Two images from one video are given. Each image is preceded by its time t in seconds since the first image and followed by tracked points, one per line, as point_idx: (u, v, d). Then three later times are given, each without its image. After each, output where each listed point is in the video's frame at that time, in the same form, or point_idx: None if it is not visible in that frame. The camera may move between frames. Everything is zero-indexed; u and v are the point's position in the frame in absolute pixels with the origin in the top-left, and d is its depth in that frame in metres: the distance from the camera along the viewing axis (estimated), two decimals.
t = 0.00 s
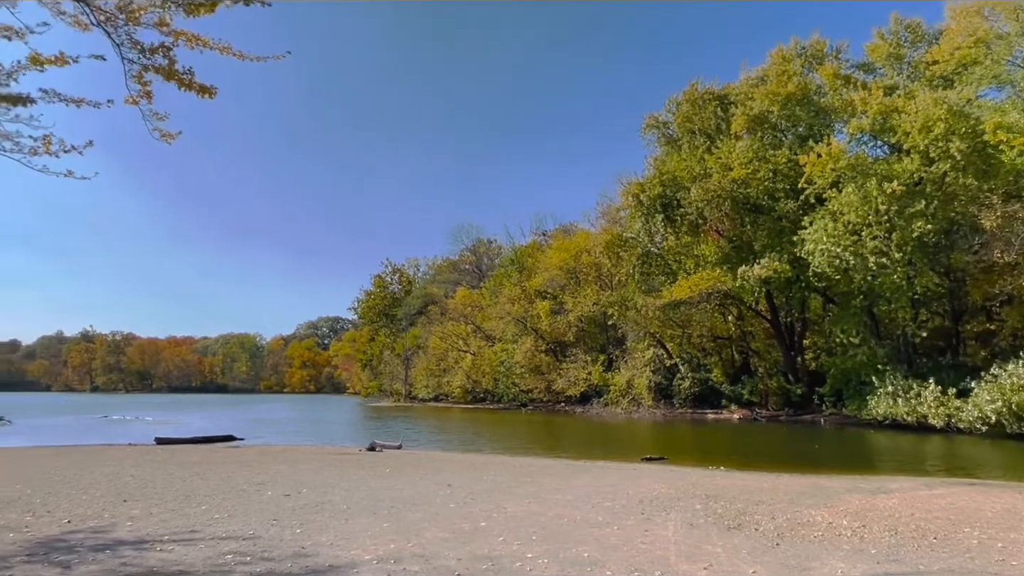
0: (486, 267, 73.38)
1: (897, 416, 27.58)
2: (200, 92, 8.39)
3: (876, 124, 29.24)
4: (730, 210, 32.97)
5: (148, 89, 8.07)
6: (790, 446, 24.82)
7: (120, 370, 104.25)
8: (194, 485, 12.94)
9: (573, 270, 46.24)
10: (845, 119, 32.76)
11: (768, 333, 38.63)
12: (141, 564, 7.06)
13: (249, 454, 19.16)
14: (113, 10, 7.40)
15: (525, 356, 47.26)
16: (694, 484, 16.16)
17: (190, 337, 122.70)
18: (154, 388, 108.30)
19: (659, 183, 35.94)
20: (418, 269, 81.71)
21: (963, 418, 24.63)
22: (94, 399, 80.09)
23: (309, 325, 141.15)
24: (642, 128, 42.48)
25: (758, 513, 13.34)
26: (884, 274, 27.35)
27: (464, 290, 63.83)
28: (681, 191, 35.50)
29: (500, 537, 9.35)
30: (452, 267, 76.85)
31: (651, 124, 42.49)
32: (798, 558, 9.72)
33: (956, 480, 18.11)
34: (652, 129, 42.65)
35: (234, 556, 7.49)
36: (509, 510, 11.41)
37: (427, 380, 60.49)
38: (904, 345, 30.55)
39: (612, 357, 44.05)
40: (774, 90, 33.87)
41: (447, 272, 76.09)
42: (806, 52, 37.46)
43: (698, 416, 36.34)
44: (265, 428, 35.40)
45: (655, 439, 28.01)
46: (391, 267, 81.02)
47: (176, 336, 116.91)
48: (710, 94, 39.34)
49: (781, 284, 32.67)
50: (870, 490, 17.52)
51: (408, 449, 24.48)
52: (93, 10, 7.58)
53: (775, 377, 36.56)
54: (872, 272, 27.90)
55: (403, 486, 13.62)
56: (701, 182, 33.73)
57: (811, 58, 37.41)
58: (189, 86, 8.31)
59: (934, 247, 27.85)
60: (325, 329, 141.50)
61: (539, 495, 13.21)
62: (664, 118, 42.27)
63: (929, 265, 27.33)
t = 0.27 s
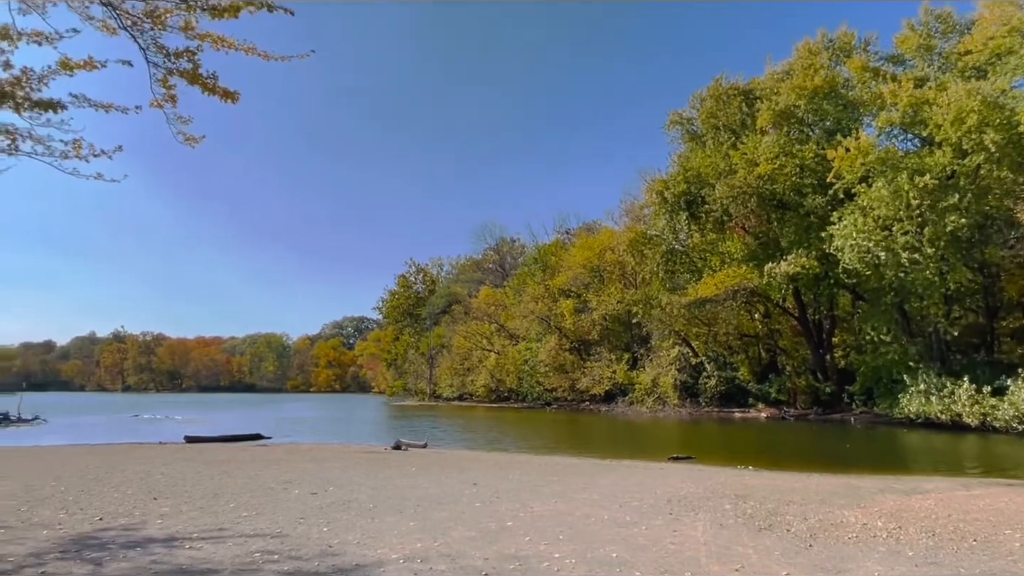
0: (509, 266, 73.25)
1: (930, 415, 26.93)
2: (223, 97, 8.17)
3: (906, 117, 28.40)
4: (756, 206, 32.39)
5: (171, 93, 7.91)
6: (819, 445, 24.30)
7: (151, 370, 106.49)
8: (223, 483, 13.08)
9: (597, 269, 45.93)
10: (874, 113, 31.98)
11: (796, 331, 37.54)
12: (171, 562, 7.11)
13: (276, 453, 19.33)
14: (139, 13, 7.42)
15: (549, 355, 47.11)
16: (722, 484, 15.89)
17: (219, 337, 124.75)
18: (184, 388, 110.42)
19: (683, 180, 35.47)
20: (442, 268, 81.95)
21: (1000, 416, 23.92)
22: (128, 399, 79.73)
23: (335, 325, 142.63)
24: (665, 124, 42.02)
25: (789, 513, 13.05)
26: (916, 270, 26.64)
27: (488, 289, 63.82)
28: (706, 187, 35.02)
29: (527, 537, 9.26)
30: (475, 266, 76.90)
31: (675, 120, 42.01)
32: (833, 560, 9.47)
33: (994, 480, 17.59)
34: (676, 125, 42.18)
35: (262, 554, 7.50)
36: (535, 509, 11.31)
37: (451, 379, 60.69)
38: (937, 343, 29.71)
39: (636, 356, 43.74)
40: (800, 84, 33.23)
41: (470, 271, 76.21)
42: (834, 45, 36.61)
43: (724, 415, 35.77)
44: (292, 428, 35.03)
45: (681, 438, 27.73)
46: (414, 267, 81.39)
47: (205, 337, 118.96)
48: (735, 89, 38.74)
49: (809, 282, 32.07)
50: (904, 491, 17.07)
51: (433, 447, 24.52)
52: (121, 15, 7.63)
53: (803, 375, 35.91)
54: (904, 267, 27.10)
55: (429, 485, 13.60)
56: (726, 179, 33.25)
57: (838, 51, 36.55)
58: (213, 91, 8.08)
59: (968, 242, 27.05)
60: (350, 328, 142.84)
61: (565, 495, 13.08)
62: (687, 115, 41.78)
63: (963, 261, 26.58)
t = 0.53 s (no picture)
0: (530, 266, 73.04)
1: (961, 414, 26.28)
2: (243, 98, 8.20)
3: (935, 110, 27.70)
4: (781, 202, 31.80)
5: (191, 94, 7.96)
6: (846, 444, 23.88)
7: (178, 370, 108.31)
8: (246, 482, 13.16)
9: (618, 267, 45.58)
10: (901, 106, 31.24)
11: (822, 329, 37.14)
12: (193, 561, 7.13)
13: (299, 452, 19.45)
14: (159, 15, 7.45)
15: (571, 354, 46.91)
16: (748, 485, 15.62)
17: (244, 337, 126.44)
18: (210, 387, 112.16)
19: (705, 177, 34.93)
20: (463, 268, 82.07)
21: None
22: (156, 399, 79.40)
23: (357, 325, 143.75)
24: (687, 121, 41.57)
25: (818, 514, 12.77)
26: (946, 266, 26.05)
27: (509, 288, 63.75)
28: (729, 184, 34.41)
29: (550, 537, 9.16)
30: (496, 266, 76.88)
31: (697, 117, 41.55)
32: (864, 564, 9.22)
33: None
34: (698, 122, 41.71)
35: (284, 554, 7.50)
36: (558, 510, 11.20)
37: (473, 378, 60.77)
38: (969, 341, 28.99)
39: (659, 355, 43.38)
40: (825, 78, 32.60)
41: (491, 271, 76.24)
42: (859, 38, 35.87)
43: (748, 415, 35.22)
44: (315, 428, 35.09)
45: (705, 438, 27.42)
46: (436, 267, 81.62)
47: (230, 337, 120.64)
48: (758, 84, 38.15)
49: (835, 279, 31.44)
50: (936, 492, 16.62)
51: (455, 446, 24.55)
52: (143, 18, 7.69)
53: (830, 374, 35.27)
54: (933, 263, 26.48)
55: (451, 485, 13.56)
56: (749, 175, 32.77)
57: (864, 44, 35.78)
58: (233, 92, 8.11)
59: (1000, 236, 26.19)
60: (372, 328, 143.87)
61: (587, 495, 12.94)
62: (710, 111, 41.30)
63: (995, 256, 25.80)
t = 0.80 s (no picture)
0: (549, 265, 72.71)
1: (991, 414, 25.55)
2: (258, 99, 8.22)
3: (961, 104, 26.94)
4: (803, 199, 31.16)
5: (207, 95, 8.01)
6: (872, 445, 23.41)
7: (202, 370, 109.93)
8: (266, 481, 13.24)
9: (638, 266, 45.22)
10: (927, 101, 30.51)
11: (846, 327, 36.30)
12: (210, 561, 7.15)
13: (319, 452, 19.55)
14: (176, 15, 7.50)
15: (591, 353, 46.68)
16: (773, 486, 15.34)
17: (266, 338, 127.90)
18: (233, 387, 113.66)
19: (726, 174, 34.44)
20: (482, 268, 82.12)
21: None
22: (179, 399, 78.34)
23: (378, 325, 144.63)
24: (707, 118, 41.14)
25: (844, 517, 12.48)
26: (974, 263, 25.41)
27: (528, 287, 63.58)
28: (750, 181, 33.94)
29: (568, 539, 9.06)
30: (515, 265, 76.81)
31: (717, 113, 41.11)
32: (893, 568, 8.97)
33: None
34: (718, 118, 41.27)
35: (301, 554, 7.49)
36: (577, 511, 11.08)
37: (493, 377, 60.81)
38: (998, 340, 28.27)
39: (680, 354, 43.02)
40: (848, 73, 32.01)
41: (511, 270, 76.19)
42: (883, 32, 35.17)
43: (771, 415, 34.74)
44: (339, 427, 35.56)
45: (727, 438, 27.11)
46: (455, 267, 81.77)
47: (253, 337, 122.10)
48: (779, 80, 37.59)
49: (859, 277, 30.83)
50: (967, 494, 16.18)
51: (474, 446, 24.52)
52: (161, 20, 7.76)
53: (854, 372, 34.62)
54: (961, 260, 26.01)
55: (469, 485, 13.50)
56: (770, 172, 32.31)
57: (888, 37, 35.02)
58: (249, 92, 8.14)
59: None
60: (393, 328, 144.66)
61: (607, 496, 12.80)
62: (730, 108, 40.84)
63: None
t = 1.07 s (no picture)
0: (567, 264, 72.36)
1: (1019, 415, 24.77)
2: (275, 99, 8.23)
3: (987, 98, 26.18)
4: (825, 195, 30.74)
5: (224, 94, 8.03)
6: (896, 446, 22.97)
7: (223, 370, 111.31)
8: (284, 481, 13.30)
9: (656, 265, 44.87)
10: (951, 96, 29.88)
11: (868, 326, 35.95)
12: (226, 560, 7.16)
13: (337, 451, 19.64)
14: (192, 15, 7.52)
15: (609, 353, 46.46)
16: (795, 488, 15.10)
17: (286, 338, 129.14)
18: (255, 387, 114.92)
19: (745, 172, 34.10)
20: (500, 267, 82.10)
21: None
22: (201, 399, 77.70)
23: (396, 325, 145.32)
24: (726, 115, 40.74)
25: (869, 519, 12.23)
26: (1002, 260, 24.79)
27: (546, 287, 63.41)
28: (770, 179, 33.62)
29: (586, 540, 8.97)
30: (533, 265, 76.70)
31: (736, 111, 40.69)
32: (920, 573, 8.75)
33: None
34: (738, 116, 40.86)
35: (317, 554, 7.48)
36: (595, 512, 10.98)
37: (511, 377, 60.80)
38: None
39: (700, 354, 42.68)
40: (869, 68, 31.44)
41: (528, 270, 76.07)
42: (906, 26, 34.52)
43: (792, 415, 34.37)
44: (358, 427, 35.73)
45: (747, 438, 26.87)
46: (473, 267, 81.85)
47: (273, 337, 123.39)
48: (799, 76, 37.09)
49: (881, 276, 30.25)
50: (995, 497, 15.78)
51: (491, 446, 24.44)
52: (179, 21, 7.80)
53: (878, 372, 34.26)
54: (988, 258, 25.44)
55: (487, 485, 13.46)
56: (791, 169, 31.89)
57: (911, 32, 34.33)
58: (265, 91, 8.15)
59: None
60: (411, 328, 145.25)
61: (626, 497, 12.67)
62: (749, 105, 40.43)
63: None
